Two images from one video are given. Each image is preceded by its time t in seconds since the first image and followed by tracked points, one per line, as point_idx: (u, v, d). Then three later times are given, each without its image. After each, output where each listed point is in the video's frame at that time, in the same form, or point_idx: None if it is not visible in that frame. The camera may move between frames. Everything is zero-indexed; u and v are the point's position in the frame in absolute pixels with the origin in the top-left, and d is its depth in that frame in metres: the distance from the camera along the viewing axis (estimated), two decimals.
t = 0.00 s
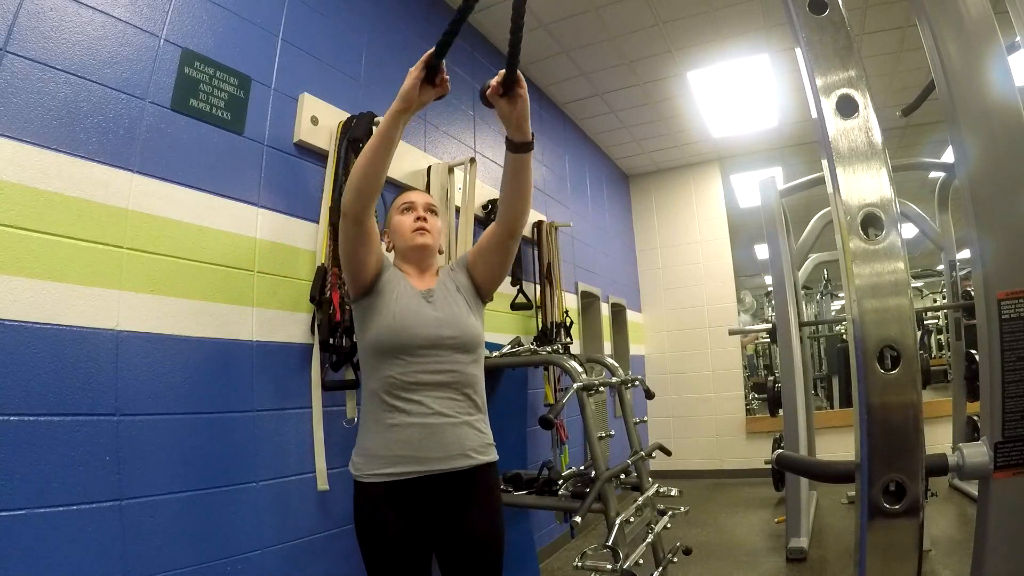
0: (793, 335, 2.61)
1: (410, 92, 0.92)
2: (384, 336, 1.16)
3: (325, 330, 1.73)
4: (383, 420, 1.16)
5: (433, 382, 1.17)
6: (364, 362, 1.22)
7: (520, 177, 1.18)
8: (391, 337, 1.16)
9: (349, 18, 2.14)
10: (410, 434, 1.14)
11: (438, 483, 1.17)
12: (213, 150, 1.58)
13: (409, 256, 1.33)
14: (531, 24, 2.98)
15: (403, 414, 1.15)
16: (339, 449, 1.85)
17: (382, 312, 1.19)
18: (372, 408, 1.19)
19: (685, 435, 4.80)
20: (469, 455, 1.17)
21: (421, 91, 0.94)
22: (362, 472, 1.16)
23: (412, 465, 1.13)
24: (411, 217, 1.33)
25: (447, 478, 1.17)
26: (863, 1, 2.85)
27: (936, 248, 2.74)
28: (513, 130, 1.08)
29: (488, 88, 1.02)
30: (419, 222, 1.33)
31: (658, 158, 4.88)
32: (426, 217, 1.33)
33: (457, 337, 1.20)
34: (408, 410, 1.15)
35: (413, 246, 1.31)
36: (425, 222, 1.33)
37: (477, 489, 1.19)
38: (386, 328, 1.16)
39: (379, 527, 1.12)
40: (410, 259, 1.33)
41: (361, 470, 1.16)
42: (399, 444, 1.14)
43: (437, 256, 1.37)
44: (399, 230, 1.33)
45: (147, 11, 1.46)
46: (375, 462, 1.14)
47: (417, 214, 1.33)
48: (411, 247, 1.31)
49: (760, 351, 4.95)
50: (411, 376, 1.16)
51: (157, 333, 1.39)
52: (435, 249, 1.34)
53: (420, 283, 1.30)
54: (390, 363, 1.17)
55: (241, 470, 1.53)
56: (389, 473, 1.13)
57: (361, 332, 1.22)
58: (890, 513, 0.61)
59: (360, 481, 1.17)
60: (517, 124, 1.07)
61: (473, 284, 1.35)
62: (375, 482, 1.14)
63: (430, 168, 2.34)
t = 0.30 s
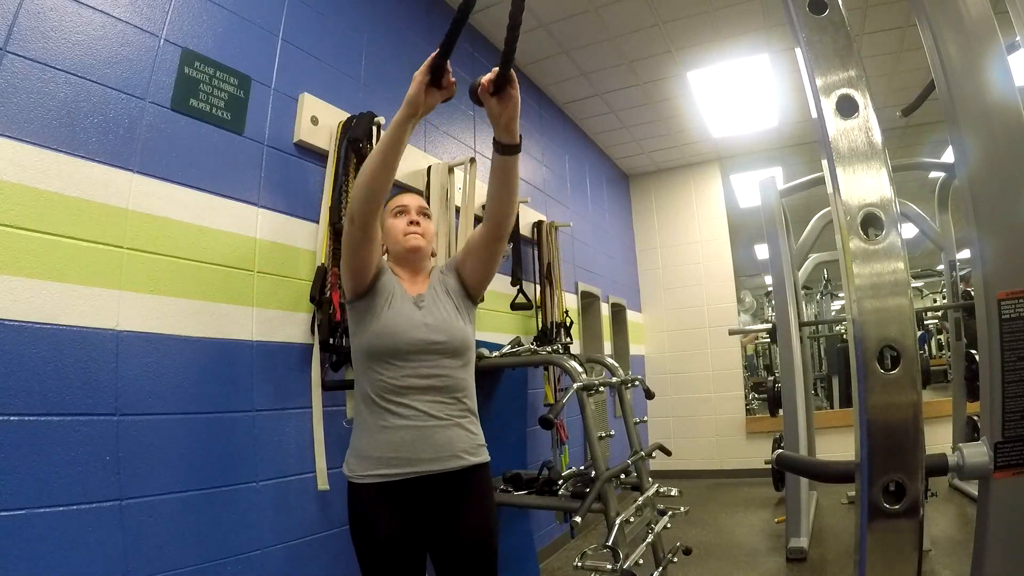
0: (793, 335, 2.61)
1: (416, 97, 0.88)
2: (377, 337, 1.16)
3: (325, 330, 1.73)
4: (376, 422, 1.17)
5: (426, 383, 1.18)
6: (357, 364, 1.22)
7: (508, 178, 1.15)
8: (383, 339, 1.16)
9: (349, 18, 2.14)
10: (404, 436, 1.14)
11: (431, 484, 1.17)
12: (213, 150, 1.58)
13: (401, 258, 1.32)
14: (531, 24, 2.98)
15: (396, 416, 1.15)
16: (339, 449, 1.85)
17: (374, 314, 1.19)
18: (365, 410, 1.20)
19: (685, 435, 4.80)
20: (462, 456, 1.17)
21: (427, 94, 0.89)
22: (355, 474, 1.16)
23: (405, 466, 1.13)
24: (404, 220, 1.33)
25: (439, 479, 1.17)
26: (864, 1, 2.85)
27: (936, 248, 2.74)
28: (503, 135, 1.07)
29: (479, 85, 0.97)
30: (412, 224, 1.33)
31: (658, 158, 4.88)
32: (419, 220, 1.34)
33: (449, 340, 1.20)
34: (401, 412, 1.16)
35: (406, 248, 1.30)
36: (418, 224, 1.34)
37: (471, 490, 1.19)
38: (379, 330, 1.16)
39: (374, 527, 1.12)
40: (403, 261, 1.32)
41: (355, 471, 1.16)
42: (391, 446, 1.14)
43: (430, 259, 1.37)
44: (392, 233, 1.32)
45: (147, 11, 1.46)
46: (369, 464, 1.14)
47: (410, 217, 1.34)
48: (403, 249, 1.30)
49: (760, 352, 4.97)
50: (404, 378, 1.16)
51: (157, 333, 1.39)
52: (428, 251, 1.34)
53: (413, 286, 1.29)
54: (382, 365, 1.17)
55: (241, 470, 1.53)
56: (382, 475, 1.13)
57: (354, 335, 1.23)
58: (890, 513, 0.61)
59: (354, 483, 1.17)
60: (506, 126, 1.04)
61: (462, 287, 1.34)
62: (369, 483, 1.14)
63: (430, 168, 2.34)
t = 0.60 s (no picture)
0: (793, 335, 2.61)
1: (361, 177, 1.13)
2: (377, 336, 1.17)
3: (325, 330, 1.73)
4: (376, 420, 1.16)
5: (426, 381, 1.18)
6: (358, 363, 1.22)
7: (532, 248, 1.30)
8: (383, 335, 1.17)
9: (349, 18, 2.14)
10: (404, 433, 1.14)
11: (432, 482, 1.17)
12: (213, 151, 1.58)
13: (403, 261, 1.33)
14: (531, 24, 2.98)
15: (397, 413, 1.15)
16: (339, 449, 1.85)
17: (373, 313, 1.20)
18: (365, 408, 1.20)
19: (685, 435, 4.80)
20: (463, 454, 1.17)
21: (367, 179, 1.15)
22: (356, 473, 1.16)
23: (407, 464, 1.13)
24: (405, 223, 1.32)
25: (441, 477, 1.17)
26: (863, 1, 2.85)
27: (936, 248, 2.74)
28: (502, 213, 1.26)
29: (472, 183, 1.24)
30: (414, 228, 1.32)
31: (658, 159, 4.88)
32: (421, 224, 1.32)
33: (448, 337, 1.21)
34: (402, 410, 1.16)
35: (408, 251, 1.31)
36: (420, 228, 1.32)
37: (472, 489, 1.19)
38: (379, 328, 1.18)
39: (374, 527, 1.12)
40: (405, 264, 1.33)
41: (356, 470, 1.16)
42: (391, 443, 1.13)
43: (430, 260, 1.37)
44: (393, 235, 1.32)
45: (147, 11, 1.46)
46: (370, 462, 1.14)
47: (411, 220, 1.33)
48: (405, 251, 1.31)
49: (760, 352, 4.90)
50: (404, 375, 1.17)
51: (157, 333, 1.39)
52: (429, 253, 1.34)
53: (414, 289, 1.30)
54: (382, 363, 1.18)
55: (241, 470, 1.53)
56: (384, 472, 1.13)
57: (354, 335, 1.24)
58: (890, 513, 0.61)
59: (355, 482, 1.16)
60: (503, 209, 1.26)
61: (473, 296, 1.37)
62: (370, 482, 1.14)
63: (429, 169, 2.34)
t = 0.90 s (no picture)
0: (793, 335, 2.61)
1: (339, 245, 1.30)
2: (377, 337, 1.18)
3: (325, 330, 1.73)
4: (377, 420, 1.16)
5: (427, 381, 1.18)
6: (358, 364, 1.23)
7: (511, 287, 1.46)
8: (385, 335, 1.18)
9: (349, 18, 2.14)
10: (406, 433, 1.14)
11: (434, 481, 1.17)
12: (213, 151, 1.58)
13: (404, 263, 1.33)
14: (531, 24, 2.98)
15: (398, 413, 1.15)
16: (339, 449, 1.85)
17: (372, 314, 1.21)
18: (365, 408, 1.19)
19: (685, 435, 4.81)
20: (465, 453, 1.17)
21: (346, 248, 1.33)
22: (357, 473, 1.16)
23: (408, 464, 1.13)
24: (405, 225, 1.32)
25: (443, 476, 1.17)
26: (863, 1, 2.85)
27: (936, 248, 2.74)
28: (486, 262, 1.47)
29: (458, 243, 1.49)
30: (415, 230, 1.32)
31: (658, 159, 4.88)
32: (421, 226, 1.32)
33: (450, 336, 1.23)
34: (402, 409, 1.16)
35: (409, 255, 1.31)
36: (420, 230, 1.32)
37: (474, 488, 1.19)
38: (378, 329, 1.18)
39: (374, 528, 1.12)
40: (407, 266, 1.33)
41: (357, 472, 1.16)
42: (393, 443, 1.13)
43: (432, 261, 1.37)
44: (394, 237, 1.32)
45: (147, 12, 1.46)
46: (371, 463, 1.14)
47: (411, 223, 1.32)
48: (406, 255, 1.31)
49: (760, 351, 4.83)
50: (404, 376, 1.17)
51: (156, 333, 1.39)
52: (431, 255, 1.34)
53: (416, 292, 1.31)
54: (382, 363, 1.18)
55: (241, 470, 1.53)
56: (385, 473, 1.13)
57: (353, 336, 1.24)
58: (890, 513, 0.61)
59: (356, 483, 1.16)
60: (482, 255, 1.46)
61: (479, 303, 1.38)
62: (371, 483, 1.14)
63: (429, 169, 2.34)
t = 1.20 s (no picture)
0: (793, 335, 2.61)
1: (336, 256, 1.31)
2: (378, 337, 1.18)
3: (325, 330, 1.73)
4: (379, 421, 1.16)
5: (429, 380, 1.18)
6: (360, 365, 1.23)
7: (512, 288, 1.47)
8: (387, 335, 1.18)
9: (349, 18, 2.14)
10: (407, 433, 1.14)
11: (436, 482, 1.16)
12: (213, 151, 1.57)
13: (404, 262, 1.33)
14: (531, 24, 2.98)
15: (400, 414, 1.15)
16: (339, 449, 1.85)
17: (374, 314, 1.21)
18: (367, 409, 1.19)
19: (685, 435, 4.81)
20: (467, 453, 1.16)
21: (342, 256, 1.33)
22: (358, 474, 1.16)
23: (410, 465, 1.13)
24: (401, 224, 1.31)
25: (445, 477, 1.17)
26: (863, 1, 2.85)
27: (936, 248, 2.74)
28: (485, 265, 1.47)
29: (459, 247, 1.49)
30: (411, 228, 1.31)
31: (658, 159, 4.88)
32: (417, 224, 1.30)
33: (452, 337, 1.22)
34: (404, 410, 1.15)
35: (408, 254, 1.31)
36: (416, 228, 1.31)
37: (475, 488, 1.18)
38: (379, 329, 1.18)
39: (374, 527, 1.12)
40: (407, 264, 1.33)
41: (359, 473, 1.15)
42: (395, 444, 1.13)
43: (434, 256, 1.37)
44: (393, 236, 1.32)
45: (147, 11, 1.46)
46: (372, 465, 1.14)
47: (406, 221, 1.30)
48: (405, 254, 1.31)
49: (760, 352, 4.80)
50: (405, 376, 1.17)
51: (157, 333, 1.39)
52: (430, 251, 1.34)
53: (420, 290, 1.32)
54: (383, 364, 1.18)
55: (241, 470, 1.53)
56: (386, 474, 1.13)
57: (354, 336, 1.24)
58: (890, 513, 0.61)
59: (358, 485, 1.16)
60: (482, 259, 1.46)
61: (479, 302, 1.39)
62: (372, 484, 1.14)
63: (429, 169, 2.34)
